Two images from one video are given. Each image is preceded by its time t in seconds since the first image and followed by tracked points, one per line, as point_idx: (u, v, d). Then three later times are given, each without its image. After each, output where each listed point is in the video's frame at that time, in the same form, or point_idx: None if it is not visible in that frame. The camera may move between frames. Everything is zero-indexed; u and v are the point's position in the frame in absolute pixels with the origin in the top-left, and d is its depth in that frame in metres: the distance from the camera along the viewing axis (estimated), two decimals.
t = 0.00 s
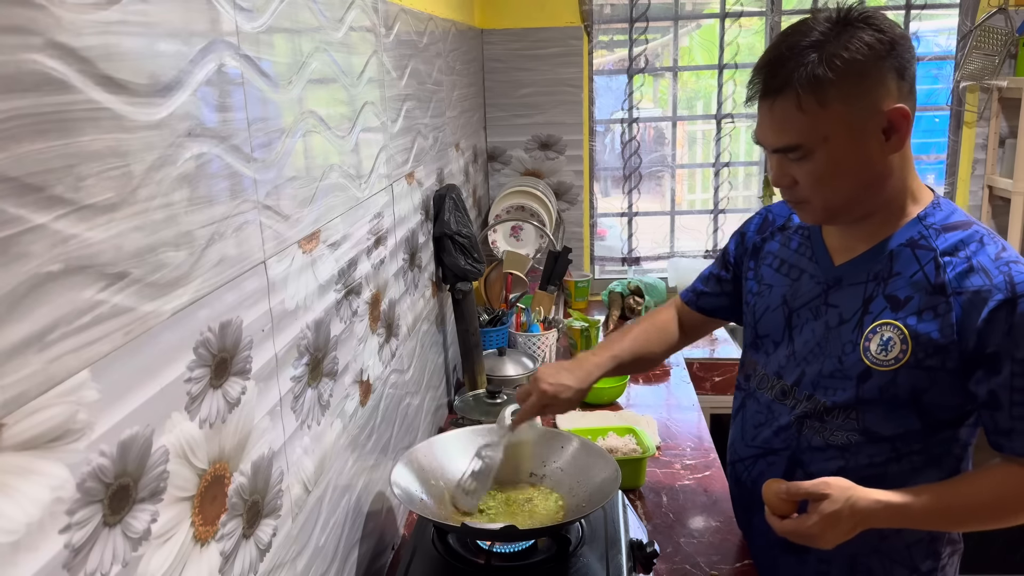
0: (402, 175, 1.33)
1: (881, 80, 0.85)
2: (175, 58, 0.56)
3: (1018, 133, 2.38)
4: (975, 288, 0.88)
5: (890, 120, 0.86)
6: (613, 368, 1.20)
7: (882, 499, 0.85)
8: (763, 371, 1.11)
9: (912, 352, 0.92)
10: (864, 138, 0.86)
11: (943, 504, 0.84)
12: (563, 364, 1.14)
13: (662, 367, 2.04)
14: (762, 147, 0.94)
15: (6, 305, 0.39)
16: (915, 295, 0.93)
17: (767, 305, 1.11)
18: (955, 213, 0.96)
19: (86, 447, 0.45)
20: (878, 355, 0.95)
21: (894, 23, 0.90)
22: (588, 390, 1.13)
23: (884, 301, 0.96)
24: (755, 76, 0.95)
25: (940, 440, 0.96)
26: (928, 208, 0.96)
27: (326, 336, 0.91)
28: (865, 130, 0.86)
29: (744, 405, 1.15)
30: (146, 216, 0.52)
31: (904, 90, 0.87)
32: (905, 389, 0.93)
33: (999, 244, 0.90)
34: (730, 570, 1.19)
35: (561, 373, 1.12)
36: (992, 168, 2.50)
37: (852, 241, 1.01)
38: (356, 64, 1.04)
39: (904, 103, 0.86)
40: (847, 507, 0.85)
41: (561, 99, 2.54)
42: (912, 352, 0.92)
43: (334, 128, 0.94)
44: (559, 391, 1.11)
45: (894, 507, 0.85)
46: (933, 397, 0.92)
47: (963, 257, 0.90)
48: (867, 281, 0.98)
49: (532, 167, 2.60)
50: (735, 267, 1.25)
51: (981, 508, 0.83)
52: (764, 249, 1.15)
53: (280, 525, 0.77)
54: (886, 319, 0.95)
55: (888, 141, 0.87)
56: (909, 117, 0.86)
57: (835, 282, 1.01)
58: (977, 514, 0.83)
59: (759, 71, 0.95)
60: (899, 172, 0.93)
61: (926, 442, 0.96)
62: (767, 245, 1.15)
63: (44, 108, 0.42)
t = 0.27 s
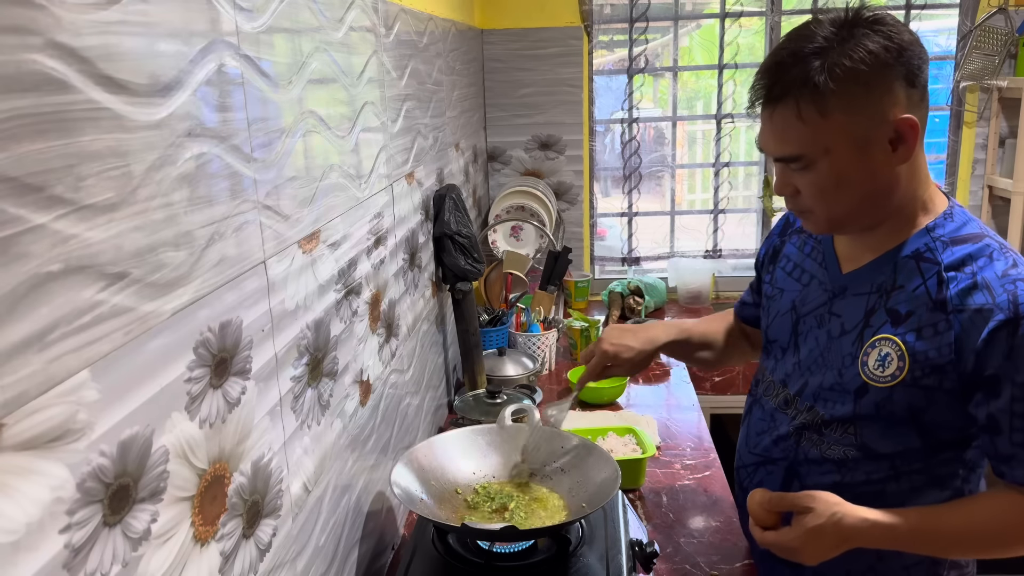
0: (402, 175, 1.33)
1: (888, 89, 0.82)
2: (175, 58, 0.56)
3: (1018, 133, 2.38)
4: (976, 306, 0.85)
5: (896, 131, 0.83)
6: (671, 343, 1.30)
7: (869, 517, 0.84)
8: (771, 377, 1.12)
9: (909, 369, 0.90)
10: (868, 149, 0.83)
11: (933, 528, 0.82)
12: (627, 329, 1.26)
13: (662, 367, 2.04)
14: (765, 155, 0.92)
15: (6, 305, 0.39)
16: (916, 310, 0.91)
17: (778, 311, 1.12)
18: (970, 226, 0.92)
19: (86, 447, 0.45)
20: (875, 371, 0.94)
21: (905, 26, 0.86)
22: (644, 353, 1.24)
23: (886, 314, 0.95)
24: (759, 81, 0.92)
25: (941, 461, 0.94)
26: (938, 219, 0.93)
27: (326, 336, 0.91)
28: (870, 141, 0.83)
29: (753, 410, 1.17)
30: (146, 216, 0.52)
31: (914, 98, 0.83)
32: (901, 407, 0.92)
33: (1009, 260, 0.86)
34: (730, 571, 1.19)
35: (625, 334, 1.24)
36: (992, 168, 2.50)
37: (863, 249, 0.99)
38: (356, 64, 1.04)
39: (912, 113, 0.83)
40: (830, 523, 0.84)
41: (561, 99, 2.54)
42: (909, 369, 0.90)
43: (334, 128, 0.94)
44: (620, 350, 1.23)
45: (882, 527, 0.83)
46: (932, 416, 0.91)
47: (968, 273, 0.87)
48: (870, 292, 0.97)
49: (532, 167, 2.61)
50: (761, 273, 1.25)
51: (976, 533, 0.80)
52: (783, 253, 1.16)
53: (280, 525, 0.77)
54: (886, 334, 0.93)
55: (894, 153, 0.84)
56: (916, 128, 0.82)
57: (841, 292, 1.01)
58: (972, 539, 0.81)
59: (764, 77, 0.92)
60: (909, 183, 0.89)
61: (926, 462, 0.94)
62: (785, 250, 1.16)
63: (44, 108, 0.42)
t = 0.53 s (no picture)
0: (402, 175, 1.33)
1: (888, 93, 0.81)
2: (175, 58, 0.56)
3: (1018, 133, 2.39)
4: (982, 318, 0.79)
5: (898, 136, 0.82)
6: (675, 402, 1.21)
7: (859, 531, 0.81)
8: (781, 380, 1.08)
9: (912, 383, 0.85)
10: (868, 155, 0.82)
11: (929, 544, 0.77)
12: (623, 393, 1.17)
13: (662, 367, 2.04)
14: (768, 162, 0.92)
15: (6, 305, 0.39)
16: (922, 321, 0.86)
17: (790, 318, 1.08)
18: (986, 233, 0.86)
19: (87, 447, 0.45)
20: (879, 384, 0.89)
21: (910, 29, 0.84)
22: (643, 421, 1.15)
23: (893, 324, 0.90)
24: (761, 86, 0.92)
25: (947, 479, 0.88)
26: (951, 224, 0.87)
27: (327, 336, 0.91)
28: (870, 147, 0.82)
29: (763, 415, 1.14)
30: (146, 216, 0.52)
31: (917, 102, 0.82)
32: (904, 421, 0.87)
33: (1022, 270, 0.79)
34: (730, 571, 1.19)
35: (620, 399, 1.14)
36: (992, 168, 2.50)
37: (873, 258, 0.95)
38: (356, 64, 1.04)
39: (915, 119, 0.81)
40: (818, 536, 0.82)
41: (561, 99, 2.54)
42: (912, 383, 0.85)
43: (334, 128, 0.94)
44: (614, 415, 1.14)
45: (874, 542, 0.80)
46: (938, 432, 0.85)
47: (977, 283, 0.81)
48: (879, 301, 0.93)
49: (532, 167, 2.61)
50: (773, 283, 1.18)
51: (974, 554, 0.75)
52: (796, 260, 1.12)
53: (280, 525, 0.77)
54: (890, 345, 0.89)
55: (898, 158, 0.82)
56: (919, 132, 0.81)
57: (850, 301, 0.97)
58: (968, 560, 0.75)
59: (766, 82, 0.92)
60: (919, 189, 0.86)
61: (931, 479, 0.88)
62: (800, 257, 1.11)
63: (44, 108, 0.42)
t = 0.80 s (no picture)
0: (402, 175, 1.33)
1: (890, 94, 0.81)
2: (175, 58, 0.56)
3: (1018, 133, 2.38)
4: (989, 329, 0.78)
5: (900, 138, 0.81)
6: (674, 393, 1.22)
7: (862, 542, 0.81)
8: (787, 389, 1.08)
9: (917, 395, 0.84)
10: (870, 156, 0.82)
11: (933, 560, 0.77)
12: (620, 385, 1.20)
13: (662, 367, 2.04)
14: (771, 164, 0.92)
15: (6, 305, 0.39)
16: (929, 330, 0.85)
17: (799, 324, 1.08)
18: (997, 241, 0.84)
19: (86, 447, 0.45)
20: (885, 394, 0.89)
21: (915, 29, 0.84)
22: (640, 411, 1.19)
23: (899, 333, 0.89)
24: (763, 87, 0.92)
25: (954, 492, 0.87)
26: (961, 231, 0.86)
27: (326, 336, 0.91)
28: (872, 149, 0.82)
29: (770, 421, 1.13)
30: (146, 216, 0.52)
31: (920, 104, 0.81)
32: (909, 432, 0.86)
33: None
34: (730, 570, 1.19)
35: (616, 390, 1.19)
36: (992, 168, 2.50)
37: (880, 264, 0.94)
38: (356, 64, 1.04)
39: (917, 121, 0.81)
40: (820, 547, 0.82)
41: (561, 99, 2.55)
42: (917, 395, 0.84)
43: (334, 128, 0.94)
44: (610, 407, 1.18)
45: (877, 555, 0.80)
46: (944, 443, 0.84)
47: (986, 292, 0.80)
48: (886, 309, 0.92)
49: (532, 167, 2.61)
50: (781, 286, 1.17)
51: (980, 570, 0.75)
52: (806, 264, 1.11)
53: (280, 525, 0.77)
54: (896, 354, 0.88)
55: (900, 160, 0.82)
56: (921, 134, 0.80)
57: (857, 308, 0.96)
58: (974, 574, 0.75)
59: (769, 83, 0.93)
60: (924, 194, 0.85)
61: (938, 492, 0.88)
62: (809, 262, 1.10)
63: (45, 108, 0.42)
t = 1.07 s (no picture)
0: (402, 175, 1.33)
1: (887, 93, 0.80)
2: (175, 58, 0.56)
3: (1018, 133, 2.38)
4: (996, 330, 0.77)
5: (898, 137, 0.81)
6: (674, 402, 1.21)
7: (863, 545, 0.80)
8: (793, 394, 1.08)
9: (921, 398, 0.84)
10: (868, 156, 0.82)
11: (933, 566, 0.76)
12: (618, 395, 1.16)
13: (662, 367, 2.04)
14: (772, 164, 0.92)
15: (6, 305, 0.39)
16: (933, 332, 0.85)
17: (805, 328, 1.08)
18: (1003, 241, 0.84)
19: (86, 447, 0.45)
20: (889, 398, 0.88)
21: (914, 27, 0.84)
22: (639, 421, 1.15)
23: (904, 336, 0.89)
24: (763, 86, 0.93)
25: (957, 497, 0.86)
26: (967, 232, 0.85)
27: (326, 335, 0.91)
28: (870, 148, 0.82)
29: (774, 424, 1.13)
30: (146, 216, 0.52)
31: (919, 103, 0.81)
32: (913, 437, 0.86)
33: None
34: (730, 571, 1.18)
35: (613, 402, 1.14)
36: (992, 168, 2.50)
37: (886, 266, 0.94)
38: (356, 64, 1.04)
39: (916, 120, 0.81)
40: (819, 547, 0.82)
41: (561, 99, 2.55)
42: (921, 398, 0.84)
43: (334, 128, 0.94)
44: (607, 418, 1.14)
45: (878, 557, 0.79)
46: (949, 448, 0.84)
47: (992, 293, 0.79)
48: (890, 312, 0.92)
49: (532, 167, 2.61)
50: (787, 288, 1.18)
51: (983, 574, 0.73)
52: (811, 267, 1.11)
53: (280, 525, 0.77)
54: (901, 357, 0.88)
55: (899, 160, 0.82)
56: (919, 133, 0.80)
57: (862, 311, 0.96)
58: None
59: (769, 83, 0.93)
60: (926, 194, 0.85)
61: (941, 499, 0.87)
62: (814, 265, 1.10)
63: (44, 108, 0.42)
